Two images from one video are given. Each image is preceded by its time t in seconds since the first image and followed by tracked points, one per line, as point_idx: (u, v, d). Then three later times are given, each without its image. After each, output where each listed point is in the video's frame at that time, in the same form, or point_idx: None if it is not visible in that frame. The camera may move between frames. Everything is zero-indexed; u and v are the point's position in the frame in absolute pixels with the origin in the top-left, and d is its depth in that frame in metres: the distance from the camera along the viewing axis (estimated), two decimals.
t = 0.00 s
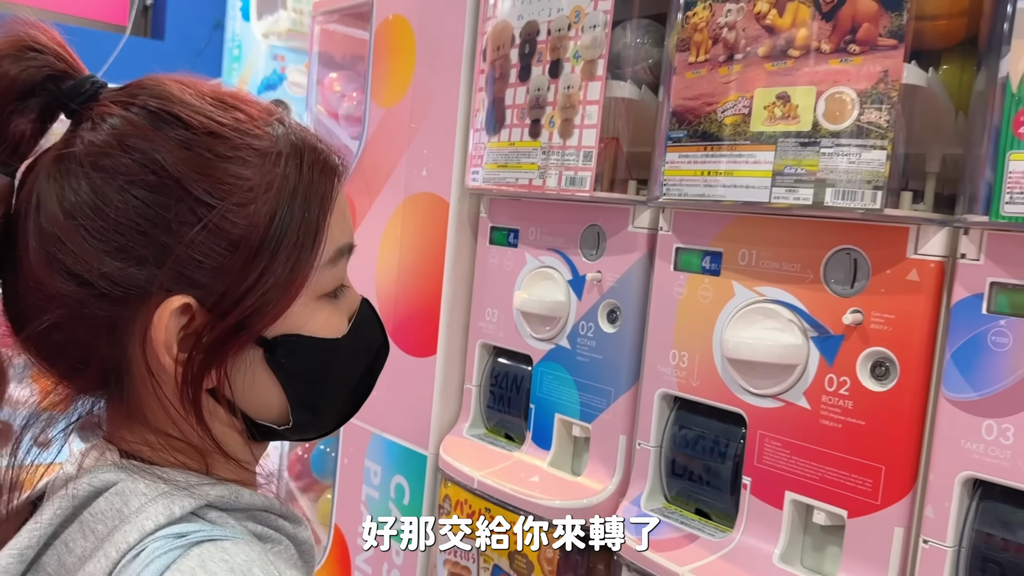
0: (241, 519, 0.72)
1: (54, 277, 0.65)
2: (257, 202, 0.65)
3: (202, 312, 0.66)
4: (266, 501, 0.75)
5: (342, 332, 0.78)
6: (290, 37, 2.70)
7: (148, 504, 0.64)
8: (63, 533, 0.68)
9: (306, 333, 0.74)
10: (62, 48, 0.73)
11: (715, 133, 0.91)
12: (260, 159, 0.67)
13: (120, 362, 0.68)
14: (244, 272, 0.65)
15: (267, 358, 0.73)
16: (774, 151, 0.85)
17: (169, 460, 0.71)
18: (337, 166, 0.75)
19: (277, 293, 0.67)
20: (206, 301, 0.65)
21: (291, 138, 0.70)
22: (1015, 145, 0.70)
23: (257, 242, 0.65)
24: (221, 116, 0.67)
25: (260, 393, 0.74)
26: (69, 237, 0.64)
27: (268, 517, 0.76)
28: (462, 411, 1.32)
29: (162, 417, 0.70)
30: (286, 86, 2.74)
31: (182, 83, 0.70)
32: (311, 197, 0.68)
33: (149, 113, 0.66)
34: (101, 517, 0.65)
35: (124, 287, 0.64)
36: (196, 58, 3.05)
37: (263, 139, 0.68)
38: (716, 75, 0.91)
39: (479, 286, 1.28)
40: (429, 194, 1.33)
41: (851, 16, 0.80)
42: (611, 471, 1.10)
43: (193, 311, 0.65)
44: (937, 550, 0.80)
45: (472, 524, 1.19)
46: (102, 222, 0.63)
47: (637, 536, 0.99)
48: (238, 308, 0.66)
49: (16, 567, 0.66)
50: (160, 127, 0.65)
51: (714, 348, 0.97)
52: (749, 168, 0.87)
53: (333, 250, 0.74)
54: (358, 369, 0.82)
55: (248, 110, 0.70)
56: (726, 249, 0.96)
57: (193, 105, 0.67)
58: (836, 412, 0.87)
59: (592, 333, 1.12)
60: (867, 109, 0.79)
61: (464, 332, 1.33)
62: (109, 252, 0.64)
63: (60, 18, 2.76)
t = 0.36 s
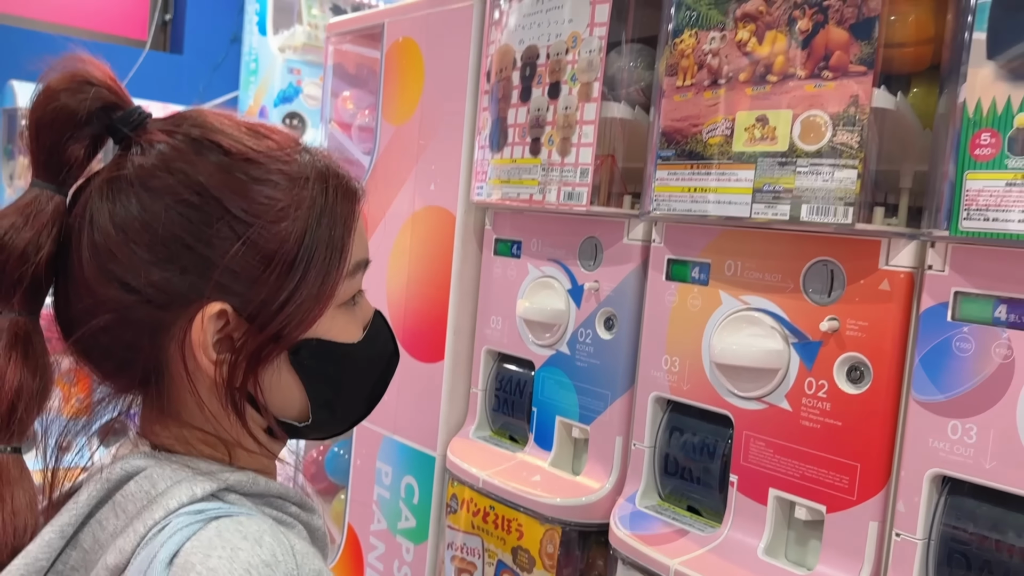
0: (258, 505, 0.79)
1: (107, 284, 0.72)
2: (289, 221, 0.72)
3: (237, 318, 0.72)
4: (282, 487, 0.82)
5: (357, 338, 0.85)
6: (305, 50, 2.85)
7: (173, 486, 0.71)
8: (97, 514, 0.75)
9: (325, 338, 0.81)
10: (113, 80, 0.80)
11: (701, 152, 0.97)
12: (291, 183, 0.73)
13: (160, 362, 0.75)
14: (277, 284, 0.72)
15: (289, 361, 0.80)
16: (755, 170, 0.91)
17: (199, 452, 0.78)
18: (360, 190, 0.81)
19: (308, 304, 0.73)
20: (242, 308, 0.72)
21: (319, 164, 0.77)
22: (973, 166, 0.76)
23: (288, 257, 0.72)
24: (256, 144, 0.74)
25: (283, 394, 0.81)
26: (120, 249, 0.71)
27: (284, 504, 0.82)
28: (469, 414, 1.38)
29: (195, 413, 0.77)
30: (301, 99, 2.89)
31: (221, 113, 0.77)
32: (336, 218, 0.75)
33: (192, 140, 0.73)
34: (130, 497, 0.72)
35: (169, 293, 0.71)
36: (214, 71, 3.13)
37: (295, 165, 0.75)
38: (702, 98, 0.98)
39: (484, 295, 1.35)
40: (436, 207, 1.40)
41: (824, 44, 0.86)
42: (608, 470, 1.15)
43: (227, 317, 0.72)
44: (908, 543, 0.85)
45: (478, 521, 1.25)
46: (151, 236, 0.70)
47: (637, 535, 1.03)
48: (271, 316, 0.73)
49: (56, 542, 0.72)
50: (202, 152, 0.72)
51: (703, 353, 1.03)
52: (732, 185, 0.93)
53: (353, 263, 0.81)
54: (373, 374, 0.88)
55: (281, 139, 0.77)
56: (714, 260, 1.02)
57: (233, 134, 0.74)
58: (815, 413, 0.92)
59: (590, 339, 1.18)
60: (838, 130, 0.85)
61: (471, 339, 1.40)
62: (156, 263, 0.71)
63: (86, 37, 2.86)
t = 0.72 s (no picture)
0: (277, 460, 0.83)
1: (130, 243, 0.75)
2: (302, 181, 0.76)
3: (253, 275, 0.75)
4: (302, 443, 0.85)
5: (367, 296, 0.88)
6: (314, 30, 2.88)
7: (201, 440, 0.76)
8: (125, 468, 0.78)
9: (335, 295, 0.84)
10: (128, 50, 0.84)
11: (698, 125, 1.00)
12: (303, 145, 0.77)
13: (181, 318, 0.78)
14: (291, 242, 0.76)
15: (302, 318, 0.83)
16: (750, 141, 0.94)
17: (218, 406, 0.81)
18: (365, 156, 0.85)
19: (320, 260, 0.77)
20: (259, 264, 0.75)
21: (328, 129, 0.80)
22: (959, 135, 0.79)
23: (301, 216, 0.76)
24: (268, 108, 0.78)
25: (297, 347, 0.84)
26: (141, 208, 0.74)
27: (301, 460, 0.86)
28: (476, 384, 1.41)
29: (214, 368, 0.80)
30: (310, 79, 2.91)
31: (233, 80, 0.80)
32: (345, 180, 0.79)
33: (207, 104, 0.76)
34: (159, 451, 0.77)
35: (189, 250, 0.74)
36: (224, 53, 3.16)
37: (305, 129, 0.78)
38: (699, 72, 1.00)
39: (490, 269, 1.38)
40: (443, 183, 1.43)
41: (817, 18, 0.88)
42: (611, 437, 1.19)
43: (245, 275, 0.75)
44: (898, 502, 0.88)
45: (485, 487, 1.29)
46: (171, 195, 0.73)
47: (641, 498, 1.07)
48: (286, 272, 0.76)
49: (88, 493, 0.76)
50: (217, 115, 0.75)
51: (701, 322, 1.06)
52: (727, 157, 0.96)
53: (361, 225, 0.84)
54: (382, 331, 0.92)
55: (291, 105, 0.81)
56: (712, 231, 1.05)
57: (246, 99, 0.77)
58: (808, 377, 0.95)
59: (593, 311, 1.21)
60: (830, 102, 0.87)
61: (478, 312, 1.43)
62: (175, 221, 0.74)
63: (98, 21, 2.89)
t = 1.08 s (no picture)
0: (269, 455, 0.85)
1: (114, 248, 0.77)
2: (279, 185, 0.77)
3: (234, 278, 0.77)
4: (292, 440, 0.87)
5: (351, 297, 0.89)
6: (315, 37, 2.87)
7: (196, 434, 0.77)
8: (122, 463, 0.80)
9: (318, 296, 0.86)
10: (114, 58, 0.86)
11: (688, 127, 1.01)
12: (281, 149, 0.78)
13: (165, 319, 0.80)
14: (269, 244, 0.76)
15: (284, 317, 0.85)
16: (738, 143, 0.95)
17: (205, 404, 0.83)
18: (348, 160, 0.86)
19: (300, 262, 0.78)
20: (238, 267, 0.76)
21: (308, 133, 0.81)
22: (941, 134, 0.80)
23: (278, 218, 0.77)
24: (247, 114, 0.79)
25: (281, 347, 0.86)
26: (124, 213, 0.77)
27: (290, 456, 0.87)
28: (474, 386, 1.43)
29: (200, 366, 0.82)
30: (312, 85, 2.92)
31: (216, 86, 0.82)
32: (326, 182, 0.80)
33: (188, 112, 0.78)
34: (154, 445, 0.78)
35: (169, 254, 0.76)
36: (225, 60, 3.18)
37: (284, 133, 0.79)
38: (688, 75, 1.01)
39: (487, 271, 1.39)
40: (440, 187, 1.45)
41: (802, 21, 0.90)
42: (607, 436, 1.20)
43: (226, 277, 0.77)
44: (887, 497, 0.89)
45: (483, 488, 1.30)
46: (151, 201, 0.75)
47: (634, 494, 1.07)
48: (265, 274, 0.77)
49: (86, 488, 0.78)
50: (197, 122, 0.77)
51: (694, 322, 1.07)
52: (716, 158, 0.97)
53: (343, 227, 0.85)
54: (367, 329, 0.92)
55: (272, 110, 0.82)
56: (704, 232, 1.06)
57: (226, 105, 0.79)
58: (798, 374, 0.97)
59: (588, 311, 1.22)
60: (815, 103, 0.88)
61: (475, 314, 1.45)
62: (156, 226, 0.76)
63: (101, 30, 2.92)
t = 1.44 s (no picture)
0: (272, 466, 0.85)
1: (77, 286, 0.81)
2: (192, 200, 0.75)
3: (172, 300, 0.77)
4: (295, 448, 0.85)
5: (314, 302, 0.82)
6: (314, 49, 2.90)
7: (196, 444, 0.78)
8: (128, 473, 0.80)
9: (264, 306, 0.80)
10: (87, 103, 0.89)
11: (685, 139, 1.02)
12: (198, 166, 0.77)
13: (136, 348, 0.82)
14: (192, 260, 0.75)
15: (230, 329, 0.80)
16: (735, 154, 0.96)
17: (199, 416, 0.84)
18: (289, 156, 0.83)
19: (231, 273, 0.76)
20: (169, 288, 0.76)
21: (233, 141, 0.79)
22: (937, 145, 0.80)
23: (201, 232, 0.75)
24: (169, 139, 0.79)
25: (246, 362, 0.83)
26: (80, 253, 0.80)
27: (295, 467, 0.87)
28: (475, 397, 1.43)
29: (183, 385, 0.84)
30: (310, 97, 2.97)
31: (156, 116, 0.83)
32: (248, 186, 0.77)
33: (120, 150, 0.80)
34: (158, 455, 0.78)
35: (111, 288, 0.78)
36: (225, 73, 3.20)
37: (202, 147, 0.78)
38: (685, 87, 1.02)
39: (487, 283, 1.40)
40: (439, 199, 1.46)
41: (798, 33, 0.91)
42: (607, 447, 1.20)
43: (163, 301, 0.77)
44: (888, 506, 0.89)
45: (485, 499, 1.30)
46: (92, 240, 0.78)
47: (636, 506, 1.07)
48: (196, 290, 0.76)
49: (93, 498, 0.78)
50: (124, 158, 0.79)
51: (693, 332, 1.08)
52: (713, 170, 0.98)
53: (286, 223, 0.79)
54: (344, 335, 0.86)
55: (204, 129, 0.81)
56: (702, 242, 1.07)
57: (152, 134, 0.80)
58: (798, 385, 0.97)
59: (588, 322, 1.22)
60: (811, 115, 0.89)
61: (475, 325, 1.45)
62: (99, 263, 0.78)
63: (101, 44, 2.93)
